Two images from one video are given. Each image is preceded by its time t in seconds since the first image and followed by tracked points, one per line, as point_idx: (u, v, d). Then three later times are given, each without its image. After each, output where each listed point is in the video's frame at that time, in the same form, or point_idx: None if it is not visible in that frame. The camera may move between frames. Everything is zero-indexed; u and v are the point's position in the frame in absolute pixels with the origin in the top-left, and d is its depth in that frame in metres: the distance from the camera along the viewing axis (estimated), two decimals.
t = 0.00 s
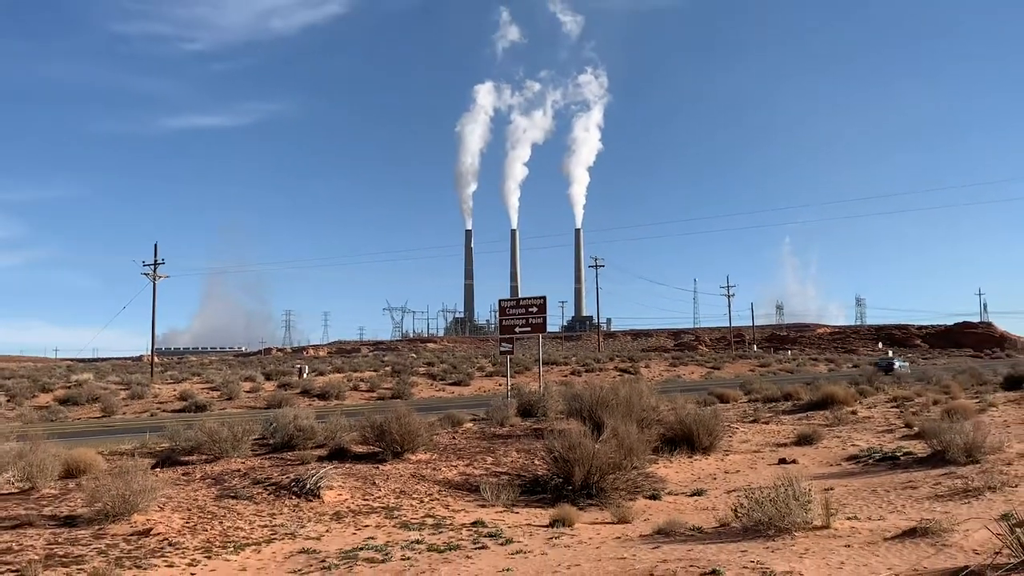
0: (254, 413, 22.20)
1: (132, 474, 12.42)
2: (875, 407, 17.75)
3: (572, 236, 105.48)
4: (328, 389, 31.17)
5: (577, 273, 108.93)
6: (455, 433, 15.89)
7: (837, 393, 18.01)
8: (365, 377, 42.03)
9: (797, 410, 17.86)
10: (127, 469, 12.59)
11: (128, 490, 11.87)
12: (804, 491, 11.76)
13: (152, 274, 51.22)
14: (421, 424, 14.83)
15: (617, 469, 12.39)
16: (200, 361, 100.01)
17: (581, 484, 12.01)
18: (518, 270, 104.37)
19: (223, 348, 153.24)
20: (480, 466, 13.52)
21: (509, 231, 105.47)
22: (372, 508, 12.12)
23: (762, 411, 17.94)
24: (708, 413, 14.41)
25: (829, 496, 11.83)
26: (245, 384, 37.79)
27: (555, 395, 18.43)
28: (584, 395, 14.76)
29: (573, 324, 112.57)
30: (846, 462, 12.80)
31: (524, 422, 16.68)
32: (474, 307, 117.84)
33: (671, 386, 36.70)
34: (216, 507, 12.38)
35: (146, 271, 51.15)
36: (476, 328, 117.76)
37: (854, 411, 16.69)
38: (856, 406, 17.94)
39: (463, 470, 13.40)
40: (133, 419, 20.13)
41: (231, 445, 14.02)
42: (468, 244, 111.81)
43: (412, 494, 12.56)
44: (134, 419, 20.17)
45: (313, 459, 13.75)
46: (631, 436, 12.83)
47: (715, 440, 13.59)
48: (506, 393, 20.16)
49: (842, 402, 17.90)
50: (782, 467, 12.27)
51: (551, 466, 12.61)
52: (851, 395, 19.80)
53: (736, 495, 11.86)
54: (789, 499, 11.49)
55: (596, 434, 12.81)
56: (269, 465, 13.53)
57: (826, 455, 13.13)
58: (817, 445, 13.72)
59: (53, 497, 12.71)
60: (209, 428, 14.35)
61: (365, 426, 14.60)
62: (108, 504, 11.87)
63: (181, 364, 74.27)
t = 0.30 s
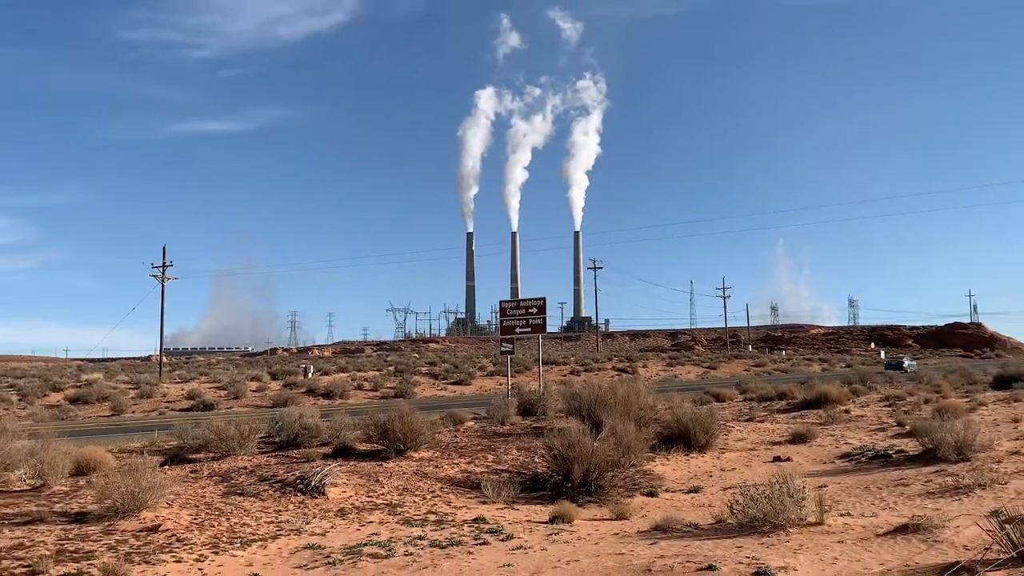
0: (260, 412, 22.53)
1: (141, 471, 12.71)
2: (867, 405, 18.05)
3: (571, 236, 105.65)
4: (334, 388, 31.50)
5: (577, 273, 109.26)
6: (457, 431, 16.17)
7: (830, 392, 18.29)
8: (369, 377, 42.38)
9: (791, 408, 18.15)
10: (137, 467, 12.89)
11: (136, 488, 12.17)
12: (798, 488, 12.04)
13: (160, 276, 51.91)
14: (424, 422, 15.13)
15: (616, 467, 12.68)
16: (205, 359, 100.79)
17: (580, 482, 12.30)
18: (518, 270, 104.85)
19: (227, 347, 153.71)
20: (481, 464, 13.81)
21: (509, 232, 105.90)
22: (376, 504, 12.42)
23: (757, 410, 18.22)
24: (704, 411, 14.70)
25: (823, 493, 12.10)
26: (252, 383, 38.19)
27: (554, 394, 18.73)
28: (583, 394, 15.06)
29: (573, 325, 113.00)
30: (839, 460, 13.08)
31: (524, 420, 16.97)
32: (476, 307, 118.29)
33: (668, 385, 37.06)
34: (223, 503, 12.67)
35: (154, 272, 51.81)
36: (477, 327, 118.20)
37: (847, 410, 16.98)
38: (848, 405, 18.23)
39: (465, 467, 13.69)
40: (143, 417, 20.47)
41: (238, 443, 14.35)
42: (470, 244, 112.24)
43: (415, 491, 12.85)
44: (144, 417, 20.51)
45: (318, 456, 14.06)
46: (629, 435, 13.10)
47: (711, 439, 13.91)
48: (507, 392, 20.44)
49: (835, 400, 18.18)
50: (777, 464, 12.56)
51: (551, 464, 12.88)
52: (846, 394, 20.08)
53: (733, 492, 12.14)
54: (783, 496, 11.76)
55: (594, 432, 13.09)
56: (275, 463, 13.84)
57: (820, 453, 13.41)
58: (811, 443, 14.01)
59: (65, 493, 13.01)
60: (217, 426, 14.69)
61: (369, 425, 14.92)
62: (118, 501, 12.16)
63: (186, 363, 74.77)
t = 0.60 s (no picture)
0: (271, 409, 23.25)
1: (158, 465, 13.39)
2: (849, 402, 18.78)
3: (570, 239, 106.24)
4: (340, 385, 32.24)
5: (578, 274, 110.03)
6: (458, 426, 16.86)
7: (814, 389, 19.02)
8: (373, 375, 43.13)
9: (776, 405, 18.87)
10: (155, 460, 13.57)
11: (154, 480, 12.84)
12: (783, 481, 12.69)
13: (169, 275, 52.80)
14: (427, 418, 15.82)
15: (610, 460, 13.35)
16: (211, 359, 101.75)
17: (576, 474, 12.96)
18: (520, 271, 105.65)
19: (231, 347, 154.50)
20: (481, 457, 14.49)
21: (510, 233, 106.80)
22: (382, 495, 13.10)
23: (744, 406, 18.94)
24: (694, 408, 15.39)
25: (806, 485, 12.76)
26: (261, 381, 38.99)
27: (551, 391, 19.41)
28: (579, 391, 15.75)
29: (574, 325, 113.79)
30: (822, 454, 13.75)
31: (523, 416, 17.64)
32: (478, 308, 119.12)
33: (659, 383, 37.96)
34: (237, 495, 13.35)
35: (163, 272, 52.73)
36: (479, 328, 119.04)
37: (830, 406, 17.70)
38: (832, 402, 18.95)
39: (467, 461, 14.37)
40: (158, 413, 21.20)
41: (251, 438, 15.05)
42: (472, 246, 113.06)
43: (419, 483, 13.52)
44: (159, 413, 21.24)
45: (327, 451, 14.75)
46: (622, 430, 13.78)
47: (701, 434, 14.62)
48: (506, 389, 21.13)
49: (819, 397, 18.91)
50: (763, 458, 13.22)
51: (548, 458, 13.55)
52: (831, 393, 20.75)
53: (721, 484, 12.80)
54: (769, 488, 12.41)
55: (590, 428, 13.76)
56: (286, 457, 14.53)
57: (804, 448, 14.08)
58: (796, 438, 14.68)
59: (86, 486, 13.69)
60: (230, 422, 15.40)
61: (375, 420, 15.61)
62: (136, 493, 12.83)
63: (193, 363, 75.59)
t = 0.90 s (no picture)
0: (282, 403, 24.21)
1: (175, 456, 14.26)
2: (825, 397, 19.74)
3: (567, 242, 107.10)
4: (347, 381, 33.20)
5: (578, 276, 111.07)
6: (458, 420, 17.75)
7: (792, 385, 19.97)
8: (377, 372, 44.18)
9: (757, 400, 19.81)
10: (173, 452, 14.45)
11: (172, 471, 13.70)
12: (763, 471, 13.55)
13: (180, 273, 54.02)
14: (429, 412, 16.72)
15: (601, 452, 14.23)
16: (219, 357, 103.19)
17: (569, 465, 13.84)
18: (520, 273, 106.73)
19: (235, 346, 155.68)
20: (480, 450, 15.37)
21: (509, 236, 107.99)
22: (386, 484, 13.96)
23: (726, 401, 19.88)
24: (680, 403, 16.29)
25: (785, 476, 13.61)
26: (272, 377, 40.05)
27: (546, 387, 20.32)
28: (572, 387, 16.66)
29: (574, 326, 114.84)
30: (800, 447, 14.62)
31: (519, 411, 18.53)
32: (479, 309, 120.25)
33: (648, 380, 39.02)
34: (250, 484, 14.22)
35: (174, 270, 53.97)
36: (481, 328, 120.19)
37: (808, 401, 18.65)
38: (810, 397, 19.90)
39: (466, 453, 15.25)
40: (173, 408, 22.16)
41: (263, 431, 15.98)
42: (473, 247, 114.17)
43: (421, 473, 14.38)
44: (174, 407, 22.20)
45: (335, 443, 15.65)
46: (612, 424, 14.67)
47: (686, 427, 15.53)
48: (503, 386, 22.03)
49: (798, 393, 19.84)
50: (744, 450, 14.09)
51: (542, 450, 14.42)
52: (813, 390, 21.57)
53: (704, 475, 13.66)
54: (749, 479, 13.25)
55: (581, 422, 14.65)
56: (296, 449, 15.42)
57: (783, 441, 14.96)
58: (776, 432, 15.57)
59: (108, 476, 14.55)
60: (244, 416, 16.33)
61: (380, 414, 16.52)
62: (155, 482, 13.69)
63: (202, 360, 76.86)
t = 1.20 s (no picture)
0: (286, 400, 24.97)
1: (184, 450, 14.95)
2: (804, 394, 20.60)
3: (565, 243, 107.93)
4: (348, 378, 33.99)
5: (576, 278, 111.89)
6: (454, 416, 18.47)
7: (772, 383, 20.82)
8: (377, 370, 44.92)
9: (739, 397, 20.65)
10: (182, 446, 15.15)
11: (181, 465, 14.37)
12: (745, 466, 14.25)
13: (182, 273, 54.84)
14: (427, 409, 17.45)
15: (591, 447, 14.98)
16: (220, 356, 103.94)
17: (560, 459, 14.56)
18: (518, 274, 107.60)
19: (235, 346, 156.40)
20: (475, 444, 16.10)
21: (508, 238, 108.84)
22: (386, 477, 14.65)
23: (710, 398, 20.70)
24: (666, 400, 17.11)
25: (766, 470, 14.31)
26: (275, 375, 40.81)
27: (539, 384, 21.07)
28: (563, 385, 17.45)
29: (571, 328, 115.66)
30: (781, 442, 15.38)
31: (513, 407, 19.25)
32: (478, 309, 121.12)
33: (639, 378, 39.91)
34: (256, 477, 14.91)
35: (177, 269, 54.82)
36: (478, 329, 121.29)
37: (787, 399, 19.50)
38: (790, 395, 20.77)
39: (462, 447, 15.97)
40: (180, 404, 22.93)
41: (269, 425, 16.78)
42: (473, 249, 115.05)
43: (419, 466, 15.08)
44: (181, 404, 22.97)
45: (337, 438, 16.37)
46: (601, 420, 15.43)
47: (673, 423, 16.28)
48: (498, 383, 22.75)
49: (778, 391, 20.70)
50: (727, 445, 14.83)
51: (535, 444, 15.14)
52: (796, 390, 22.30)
53: (689, 469, 14.38)
54: (732, 472, 13.95)
55: (572, 418, 15.40)
56: (300, 443, 16.15)
57: (764, 436, 15.73)
58: (758, 427, 16.36)
59: (120, 469, 15.22)
60: (250, 412, 17.14)
61: (380, 411, 17.26)
62: (165, 475, 14.36)
63: (203, 359, 77.63)
